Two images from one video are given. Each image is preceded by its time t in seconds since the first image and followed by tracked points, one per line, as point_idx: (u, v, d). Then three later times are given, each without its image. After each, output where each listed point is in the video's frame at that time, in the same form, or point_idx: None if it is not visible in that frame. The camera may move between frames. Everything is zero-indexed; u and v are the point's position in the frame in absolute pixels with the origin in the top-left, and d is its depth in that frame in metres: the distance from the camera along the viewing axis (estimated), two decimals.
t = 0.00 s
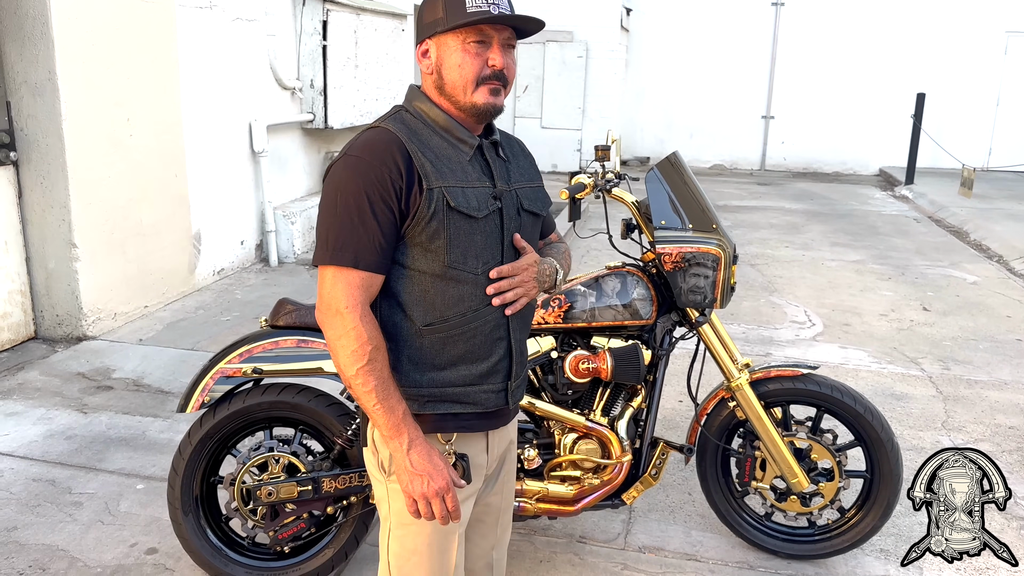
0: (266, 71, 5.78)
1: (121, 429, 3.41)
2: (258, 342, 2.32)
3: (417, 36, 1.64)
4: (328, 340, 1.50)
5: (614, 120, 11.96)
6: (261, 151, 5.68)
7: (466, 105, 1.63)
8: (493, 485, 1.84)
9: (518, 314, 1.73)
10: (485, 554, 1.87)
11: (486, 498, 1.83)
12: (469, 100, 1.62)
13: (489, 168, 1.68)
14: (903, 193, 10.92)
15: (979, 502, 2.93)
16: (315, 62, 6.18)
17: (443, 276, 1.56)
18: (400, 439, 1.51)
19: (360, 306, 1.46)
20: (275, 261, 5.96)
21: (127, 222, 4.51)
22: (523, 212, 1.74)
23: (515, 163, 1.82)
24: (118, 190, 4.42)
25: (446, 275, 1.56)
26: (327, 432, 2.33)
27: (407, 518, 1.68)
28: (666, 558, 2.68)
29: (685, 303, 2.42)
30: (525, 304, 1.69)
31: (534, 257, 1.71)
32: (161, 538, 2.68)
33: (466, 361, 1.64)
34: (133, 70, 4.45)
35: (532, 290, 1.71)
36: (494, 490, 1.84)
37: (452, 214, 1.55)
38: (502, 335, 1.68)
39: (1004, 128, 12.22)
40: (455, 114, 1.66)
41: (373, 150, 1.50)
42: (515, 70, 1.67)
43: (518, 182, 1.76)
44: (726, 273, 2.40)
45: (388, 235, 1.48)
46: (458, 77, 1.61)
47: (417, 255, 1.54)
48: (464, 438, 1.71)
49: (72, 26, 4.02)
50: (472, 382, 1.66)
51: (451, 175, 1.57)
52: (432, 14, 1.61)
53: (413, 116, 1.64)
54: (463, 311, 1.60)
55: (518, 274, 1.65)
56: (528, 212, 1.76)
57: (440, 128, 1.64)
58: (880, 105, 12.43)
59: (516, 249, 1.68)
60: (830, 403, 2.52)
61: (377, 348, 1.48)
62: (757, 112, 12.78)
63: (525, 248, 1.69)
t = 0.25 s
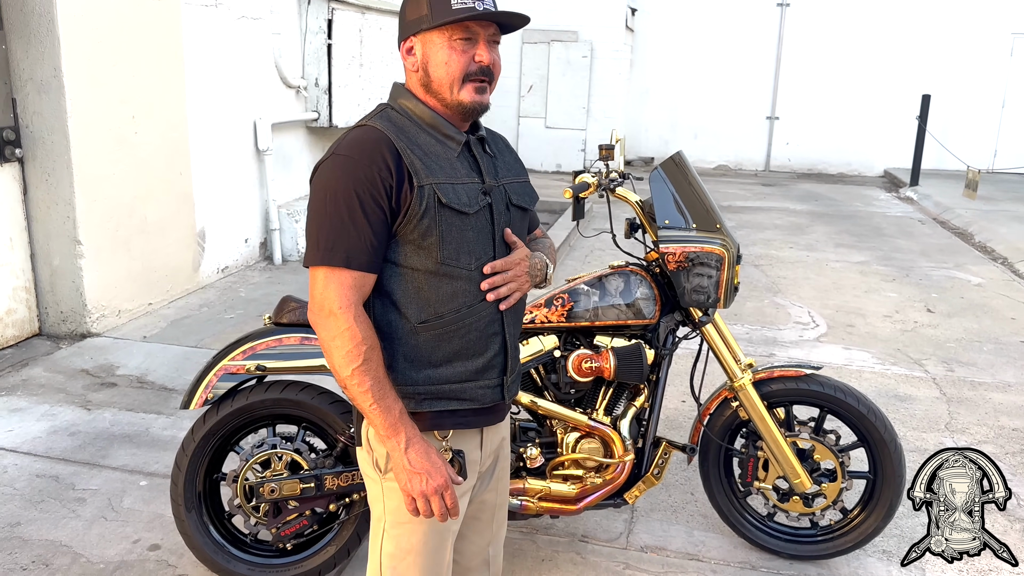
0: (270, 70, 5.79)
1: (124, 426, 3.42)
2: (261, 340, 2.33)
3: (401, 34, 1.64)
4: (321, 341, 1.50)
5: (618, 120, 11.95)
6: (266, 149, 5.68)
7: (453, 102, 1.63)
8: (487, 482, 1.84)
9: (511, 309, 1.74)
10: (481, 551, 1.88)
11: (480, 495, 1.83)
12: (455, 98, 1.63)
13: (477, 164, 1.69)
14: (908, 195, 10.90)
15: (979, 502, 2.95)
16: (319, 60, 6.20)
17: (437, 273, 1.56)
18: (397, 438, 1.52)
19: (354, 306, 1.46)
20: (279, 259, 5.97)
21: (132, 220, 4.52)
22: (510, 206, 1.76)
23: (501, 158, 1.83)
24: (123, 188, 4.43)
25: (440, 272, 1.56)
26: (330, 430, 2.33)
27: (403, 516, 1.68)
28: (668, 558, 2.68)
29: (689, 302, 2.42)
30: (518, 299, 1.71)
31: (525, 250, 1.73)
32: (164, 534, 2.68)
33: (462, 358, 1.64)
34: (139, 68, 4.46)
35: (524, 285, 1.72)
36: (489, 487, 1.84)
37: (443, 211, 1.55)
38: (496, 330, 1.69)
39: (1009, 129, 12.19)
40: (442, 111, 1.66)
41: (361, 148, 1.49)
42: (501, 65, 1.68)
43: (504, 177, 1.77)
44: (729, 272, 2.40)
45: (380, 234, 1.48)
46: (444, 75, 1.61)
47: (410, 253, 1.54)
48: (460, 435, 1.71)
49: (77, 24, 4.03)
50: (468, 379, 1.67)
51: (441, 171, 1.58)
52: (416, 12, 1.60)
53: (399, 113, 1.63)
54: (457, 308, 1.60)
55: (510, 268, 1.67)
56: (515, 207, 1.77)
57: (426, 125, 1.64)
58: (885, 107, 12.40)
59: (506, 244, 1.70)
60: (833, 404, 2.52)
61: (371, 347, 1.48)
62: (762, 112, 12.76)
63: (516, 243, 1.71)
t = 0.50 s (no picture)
0: (276, 69, 5.80)
1: (129, 423, 3.43)
2: (266, 338, 2.33)
3: (370, 30, 1.63)
4: (307, 344, 1.50)
5: (623, 120, 11.95)
6: (271, 148, 5.70)
7: (428, 96, 1.63)
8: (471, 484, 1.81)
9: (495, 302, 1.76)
10: (476, 554, 1.84)
11: (469, 495, 1.81)
12: (430, 91, 1.63)
13: (454, 158, 1.70)
14: (913, 196, 10.88)
15: (979, 502, 2.95)
16: (324, 60, 6.24)
17: (420, 269, 1.57)
18: (392, 437, 1.52)
19: (339, 306, 1.47)
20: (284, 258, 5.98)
21: (138, 218, 4.54)
22: (489, 199, 1.77)
23: (475, 152, 1.84)
24: (128, 186, 4.45)
25: (424, 268, 1.57)
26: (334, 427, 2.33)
27: (375, 513, 1.67)
28: (670, 557, 2.68)
29: (693, 303, 2.42)
30: (502, 291, 1.72)
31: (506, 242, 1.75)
32: (168, 531, 2.69)
33: (449, 354, 1.65)
34: (145, 66, 4.47)
35: (507, 276, 1.73)
36: (477, 488, 1.82)
37: (424, 206, 1.56)
38: (481, 324, 1.71)
39: (1015, 131, 12.16)
40: (416, 105, 1.66)
41: (337, 147, 1.50)
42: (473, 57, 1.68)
43: (481, 170, 1.78)
44: (734, 273, 2.41)
45: (362, 232, 1.48)
46: (418, 69, 1.61)
47: (393, 250, 1.55)
48: (444, 433, 1.70)
49: (84, 22, 4.05)
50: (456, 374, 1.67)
51: (419, 167, 1.58)
52: (384, 8, 1.60)
53: (373, 110, 1.63)
54: (442, 303, 1.61)
55: (492, 261, 1.68)
56: (493, 200, 1.79)
57: (401, 121, 1.64)
58: (890, 108, 12.38)
59: (486, 237, 1.71)
60: (837, 404, 2.52)
61: (358, 347, 1.48)
62: (767, 113, 12.75)
63: (496, 235, 1.72)
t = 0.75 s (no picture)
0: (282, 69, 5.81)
1: (134, 421, 3.44)
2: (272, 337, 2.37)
3: (331, 29, 1.62)
4: (269, 347, 1.49)
5: (628, 121, 11.95)
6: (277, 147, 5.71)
7: (391, 96, 1.63)
8: (446, 486, 1.83)
9: (464, 300, 1.76)
10: (463, 557, 1.87)
11: (446, 497, 1.83)
12: (393, 90, 1.63)
13: (420, 156, 1.69)
14: (919, 198, 10.86)
15: (979, 502, 2.90)
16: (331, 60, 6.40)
17: (386, 268, 1.56)
18: (354, 441, 1.52)
19: (300, 308, 1.46)
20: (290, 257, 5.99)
21: (144, 217, 4.56)
22: (456, 197, 1.77)
23: (442, 149, 1.83)
24: (134, 185, 4.46)
25: (389, 267, 1.56)
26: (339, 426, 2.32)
27: (347, 512, 1.67)
28: (674, 558, 2.68)
29: (697, 303, 2.42)
30: (470, 289, 1.72)
31: (474, 239, 1.75)
32: (173, 529, 2.70)
33: (417, 353, 1.64)
34: (151, 65, 4.49)
35: (476, 274, 1.73)
36: (454, 488, 1.84)
37: (387, 204, 1.55)
38: (450, 323, 1.70)
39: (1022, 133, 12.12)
40: (378, 104, 1.65)
41: (297, 147, 1.49)
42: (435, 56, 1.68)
43: (448, 168, 1.78)
44: (738, 274, 2.41)
45: (324, 232, 1.48)
46: (379, 68, 1.61)
47: (357, 250, 1.54)
48: (412, 434, 1.71)
49: (91, 21, 4.06)
50: (425, 374, 1.67)
51: (383, 165, 1.58)
52: (344, 6, 1.59)
53: (335, 109, 1.62)
54: (409, 302, 1.60)
55: (460, 259, 1.67)
56: (461, 197, 1.78)
57: (363, 119, 1.63)
58: (896, 109, 12.35)
59: (453, 234, 1.70)
60: (842, 406, 2.51)
61: (320, 350, 1.48)
62: (772, 115, 12.73)
63: (464, 233, 1.72)
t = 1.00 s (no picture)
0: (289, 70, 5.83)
1: (141, 421, 3.45)
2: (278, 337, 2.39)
3: (292, 27, 1.62)
4: (223, 351, 1.49)
5: (634, 122, 11.94)
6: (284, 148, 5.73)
7: (354, 95, 1.64)
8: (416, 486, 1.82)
9: (425, 301, 1.77)
10: (434, 558, 1.84)
11: (415, 496, 1.82)
12: (356, 90, 1.63)
13: (383, 158, 1.70)
14: (925, 200, 10.83)
15: (979, 502, 2.86)
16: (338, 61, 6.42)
17: (345, 272, 1.57)
18: (303, 449, 1.52)
19: (256, 313, 1.46)
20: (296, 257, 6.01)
21: (150, 217, 4.58)
22: (421, 199, 1.78)
23: (407, 149, 1.84)
24: (141, 185, 4.48)
25: (349, 270, 1.58)
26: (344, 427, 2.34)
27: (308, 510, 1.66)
28: (679, 559, 2.68)
29: (703, 304, 2.42)
30: (431, 291, 1.73)
31: (437, 241, 1.77)
32: (178, 528, 2.71)
33: (378, 355, 1.66)
34: (158, 66, 4.51)
35: (437, 275, 1.75)
36: (422, 487, 1.83)
37: (347, 208, 1.56)
38: (411, 325, 1.72)
39: None
40: (342, 103, 1.65)
41: (257, 150, 1.50)
42: (400, 54, 1.69)
43: (412, 169, 1.79)
44: (744, 275, 2.41)
45: (282, 237, 1.48)
46: (341, 67, 1.61)
47: (317, 253, 1.55)
48: (367, 434, 1.69)
49: (99, 22, 4.08)
50: (387, 376, 1.68)
51: (344, 168, 1.59)
52: (305, 6, 1.59)
53: (296, 109, 1.63)
54: (369, 305, 1.62)
55: (420, 261, 1.69)
56: (425, 199, 1.79)
57: (325, 119, 1.63)
58: (902, 111, 12.32)
59: (414, 237, 1.72)
60: (847, 407, 2.51)
61: (275, 356, 1.48)
62: (778, 116, 12.72)
63: (428, 234, 1.74)
